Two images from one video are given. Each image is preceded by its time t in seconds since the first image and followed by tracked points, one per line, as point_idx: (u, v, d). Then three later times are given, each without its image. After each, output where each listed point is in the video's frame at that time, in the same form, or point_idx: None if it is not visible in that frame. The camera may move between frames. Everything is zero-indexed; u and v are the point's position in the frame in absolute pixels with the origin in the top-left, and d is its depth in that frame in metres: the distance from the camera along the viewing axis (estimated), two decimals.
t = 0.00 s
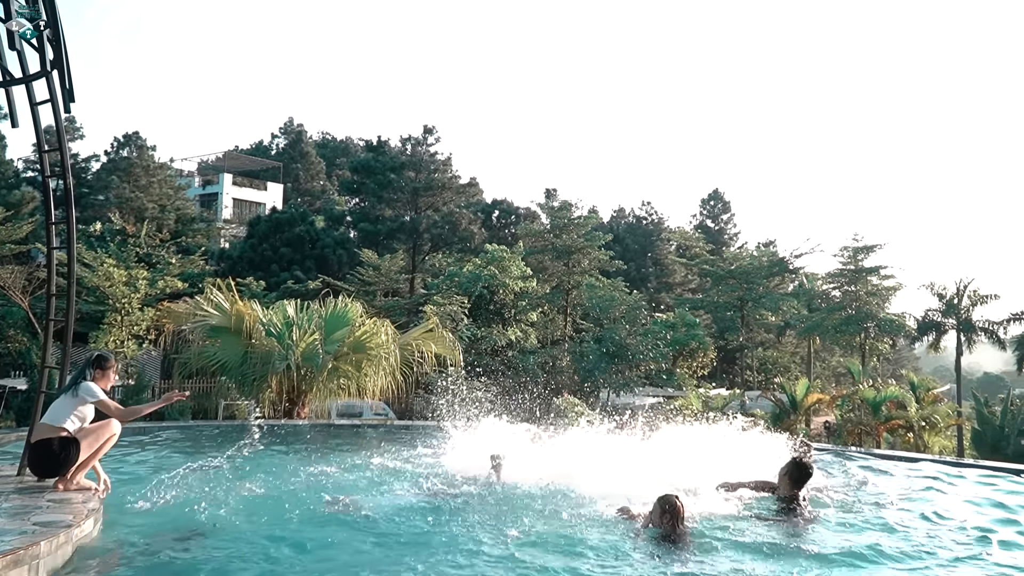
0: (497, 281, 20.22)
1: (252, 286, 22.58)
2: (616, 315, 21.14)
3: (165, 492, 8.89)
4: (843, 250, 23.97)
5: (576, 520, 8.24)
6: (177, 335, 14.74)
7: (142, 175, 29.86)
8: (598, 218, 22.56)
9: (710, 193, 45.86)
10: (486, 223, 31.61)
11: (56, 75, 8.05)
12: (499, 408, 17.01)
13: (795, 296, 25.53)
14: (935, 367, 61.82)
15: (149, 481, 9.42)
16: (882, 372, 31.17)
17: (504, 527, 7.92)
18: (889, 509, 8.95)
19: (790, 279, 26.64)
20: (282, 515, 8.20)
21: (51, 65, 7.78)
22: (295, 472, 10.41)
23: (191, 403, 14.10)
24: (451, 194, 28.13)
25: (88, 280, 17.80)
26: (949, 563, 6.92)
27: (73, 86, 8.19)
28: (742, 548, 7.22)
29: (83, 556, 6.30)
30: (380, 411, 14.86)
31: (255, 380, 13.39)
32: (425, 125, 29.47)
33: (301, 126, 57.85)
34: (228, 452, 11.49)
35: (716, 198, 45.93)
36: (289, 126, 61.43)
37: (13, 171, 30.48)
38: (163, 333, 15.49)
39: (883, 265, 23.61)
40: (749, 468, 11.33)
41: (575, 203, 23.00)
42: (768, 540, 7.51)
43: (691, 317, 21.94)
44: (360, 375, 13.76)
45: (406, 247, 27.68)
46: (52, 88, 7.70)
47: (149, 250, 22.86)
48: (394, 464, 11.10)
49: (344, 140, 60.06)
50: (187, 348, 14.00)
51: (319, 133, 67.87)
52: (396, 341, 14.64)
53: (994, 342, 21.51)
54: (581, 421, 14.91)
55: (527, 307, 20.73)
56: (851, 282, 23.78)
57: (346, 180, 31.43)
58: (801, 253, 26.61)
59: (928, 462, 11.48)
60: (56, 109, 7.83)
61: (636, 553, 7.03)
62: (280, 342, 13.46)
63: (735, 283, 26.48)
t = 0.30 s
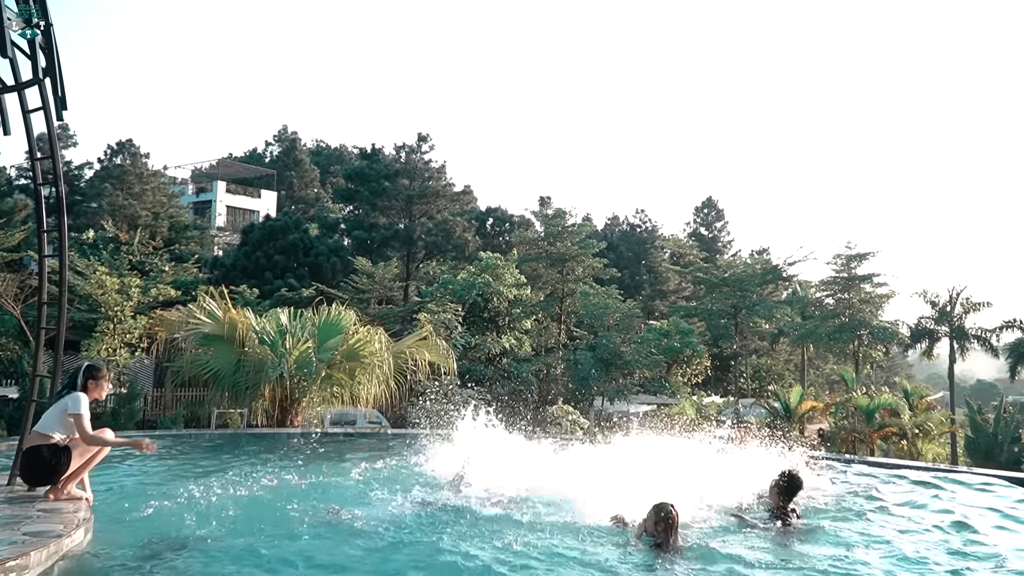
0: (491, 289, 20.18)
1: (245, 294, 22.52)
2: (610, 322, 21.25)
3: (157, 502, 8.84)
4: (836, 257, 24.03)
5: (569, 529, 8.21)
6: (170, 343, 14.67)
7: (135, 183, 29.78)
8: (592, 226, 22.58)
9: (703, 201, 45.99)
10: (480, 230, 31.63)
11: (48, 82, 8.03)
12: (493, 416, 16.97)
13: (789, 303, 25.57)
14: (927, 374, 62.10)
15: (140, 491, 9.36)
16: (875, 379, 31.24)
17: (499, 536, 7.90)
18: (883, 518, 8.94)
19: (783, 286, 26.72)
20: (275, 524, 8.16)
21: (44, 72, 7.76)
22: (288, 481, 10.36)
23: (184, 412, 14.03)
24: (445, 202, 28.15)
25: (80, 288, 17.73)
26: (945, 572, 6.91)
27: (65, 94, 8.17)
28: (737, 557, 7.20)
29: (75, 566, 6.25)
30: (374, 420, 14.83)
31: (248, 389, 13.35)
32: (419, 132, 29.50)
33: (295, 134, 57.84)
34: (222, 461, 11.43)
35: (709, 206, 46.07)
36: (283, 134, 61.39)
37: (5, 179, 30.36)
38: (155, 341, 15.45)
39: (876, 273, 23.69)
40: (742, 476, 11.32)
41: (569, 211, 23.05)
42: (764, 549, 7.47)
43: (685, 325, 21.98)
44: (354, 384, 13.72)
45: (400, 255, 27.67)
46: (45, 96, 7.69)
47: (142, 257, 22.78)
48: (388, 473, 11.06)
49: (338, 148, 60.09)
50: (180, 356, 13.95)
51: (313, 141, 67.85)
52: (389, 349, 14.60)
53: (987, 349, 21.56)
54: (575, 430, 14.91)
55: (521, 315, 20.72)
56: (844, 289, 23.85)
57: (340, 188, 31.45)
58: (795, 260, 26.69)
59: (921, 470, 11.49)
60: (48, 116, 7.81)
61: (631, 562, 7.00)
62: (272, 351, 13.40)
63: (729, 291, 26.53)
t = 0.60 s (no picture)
0: (485, 297, 20.16)
1: (239, 303, 22.45)
2: (604, 330, 21.28)
3: (149, 512, 8.77)
4: (829, 264, 24.11)
5: (564, 537, 8.18)
6: (162, 352, 14.59)
7: (128, 192, 29.73)
8: (586, 233, 22.62)
9: (697, 208, 46.14)
10: (474, 238, 31.65)
11: (39, 91, 8.00)
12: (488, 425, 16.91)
13: (783, 310, 25.62)
14: (923, 379, 62.30)
15: (133, 502, 9.28)
16: (870, 384, 31.32)
17: (493, 545, 7.87)
18: (879, 524, 8.92)
19: (777, 292, 26.78)
20: (266, 534, 8.11)
21: (34, 81, 7.74)
22: (281, 490, 10.29)
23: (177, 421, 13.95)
24: (439, 210, 28.17)
25: (73, 298, 17.66)
26: None
27: (56, 103, 8.14)
28: (732, 564, 7.17)
29: None
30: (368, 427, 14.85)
31: (241, 398, 13.28)
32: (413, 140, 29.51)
33: (288, 142, 57.86)
34: (214, 471, 11.36)
35: (703, 213, 46.19)
36: (276, 143, 61.39)
37: None
38: (148, 351, 15.37)
39: (869, 279, 23.76)
40: (741, 482, 11.30)
41: (563, 218, 23.12)
42: (760, 557, 7.45)
43: (679, 331, 22.02)
44: (348, 392, 13.69)
45: (394, 263, 27.65)
46: (36, 105, 7.66)
47: (134, 267, 22.71)
48: (381, 482, 11.01)
49: (332, 156, 60.07)
50: (172, 365, 13.88)
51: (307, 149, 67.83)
52: (384, 357, 14.57)
53: (980, 354, 21.63)
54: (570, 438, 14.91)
55: (515, 322, 20.69)
56: (837, 295, 23.93)
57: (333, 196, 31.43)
58: (788, 267, 26.78)
59: (915, 476, 11.49)
60: (40, 126, 7.78)
61: (625, 570, 6.97)
62: (266, 359, 13.40)
63: (723, 297, 26.58)
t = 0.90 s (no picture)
0: (479, 303, 20.13)
1: (232, 310, 22.40)
2: (598, 336, 20.98)
3: (143, 521, 8.73)
4: (822, 270, 24.17)
5: (558, 545, 8.15)
6: (155, 360, 14.53)
7: (121, 200, 29.66)
8: (580, 239, 22.66)
9: (690, 215, 46.28)
10: (468, 244, 31.68)
11: (30, 99, 7.99)
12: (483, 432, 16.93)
13: (777, 316, 25.68)
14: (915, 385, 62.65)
15: (126, 510, 9.22)
16: (863, 390, 31.39)
17: (486, 553, 7.83)
18: (873, 531, 8.90)
19: (771, 298, 26.85)
20: (258, 542, 8.07)
21: (26, 88, 7.73)
22: (273, 499, 10.23)
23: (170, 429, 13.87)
24: (433, 216, 28.19)
25: (65, 305, 17.59)
26: None
27: (48, 110, 8.13)
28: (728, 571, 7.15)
29: None
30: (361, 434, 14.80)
31: (234, 406, 13.24)
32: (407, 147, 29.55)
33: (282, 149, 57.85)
34: (207, 479, 11.30)
35: (696, 219, 46.35)
36: (270, 150, 61.38)
37: None
38: (141, 358, 15.29)
39: (863, 285, 23.82)
40: (735, 488, 11.31)
41: (558, 225, 23.20)
42: (755, 564, 7.44)
43: (673, 338, 22.07)
44: (342, 400, 13.65)
45: (388, 270, 27.65)
46: (27, 113, 7.64)
47: (127, 274, 22.64)
48: (373, 490, 10.95)
49: (326, 163, 60.11)
50: (165, 373, 13.81)
51: (301, 156, 67.86)
52: (377, 364, 14.54)
53: (972, 360, 21.71)
54: (564, 444, 15.11)
55: (510, 329, 20.68)
56: (830, 301, 24.00)
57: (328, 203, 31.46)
58: (782, 273, 26.86)
59: (908, 483, 11.48)
60: (32, 133, 7.77)
61: None
62: (259, 366, 13.29)
63: (717, 304, 26.62)
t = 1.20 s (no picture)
0: (473, 310, 20.11)
1: (225, 318, 22.34)
2: (591, 343, 21.06)
3: (132, 529, 8.67)
4: (815, 277, 24.23)
5: (551, 553, 8.10)
6: (146, 368, 14.46)
7: (112, 207, 29.57)
8: (573, 247, 22.75)
9: (683, 222, 46.39)
10: (461, 252, 31.70)
11: (20, 106, 7.98)
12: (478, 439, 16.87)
13: (769, 323, 25.75)
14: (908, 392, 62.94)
15: (115, 519, 9.16)
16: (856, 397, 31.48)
17: (478, 561, 7.77)
18: (865, 539, 8.88)
19: (764, 306, 26.95)
20: (246, 550, 8.02)
21: (16, 96, 7.72)
22: (265, 507, 10.17)
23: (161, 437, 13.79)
24: (426, 224, 28.20)
25: (56, 314, 17.51)
26: None
27: (38, 117, 8.11)
28: None
29: None
30: (355, 441, 14.79)
31: (226, 414, 13.24)
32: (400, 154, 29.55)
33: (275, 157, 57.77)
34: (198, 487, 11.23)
35: (690, 227, 46.46)
36: (263, 157, 61.32)
37: None
38: (132, 366, 15.23)
39: (855, 292, 23.89)
40: (728, 496, 11.32)
41: (551, 233, 23.33)
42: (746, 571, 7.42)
43: (666, 345, 22.14)
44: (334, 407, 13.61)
45: (381, 277, 27.63)
46: (17, 120, 7.63)
47: (119, 281, 22.57)
48: (366, 498, 10.90)
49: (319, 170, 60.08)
50: (156, 382, 13.76)
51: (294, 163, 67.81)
52: (370, 372, 14.51)
53: (964, 367, 21.81)
54: (557, 452, 15.13)
55: (503, 336, 20.64)
56: (823, 308, 24.06)
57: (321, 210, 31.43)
58: (774, 280, 26.94)
59: (899, 490, 11.48)
60: (21, 140, 7.75)
61: None
62: (251, 374, 13.26)
63: (710, 311, 26.65)
